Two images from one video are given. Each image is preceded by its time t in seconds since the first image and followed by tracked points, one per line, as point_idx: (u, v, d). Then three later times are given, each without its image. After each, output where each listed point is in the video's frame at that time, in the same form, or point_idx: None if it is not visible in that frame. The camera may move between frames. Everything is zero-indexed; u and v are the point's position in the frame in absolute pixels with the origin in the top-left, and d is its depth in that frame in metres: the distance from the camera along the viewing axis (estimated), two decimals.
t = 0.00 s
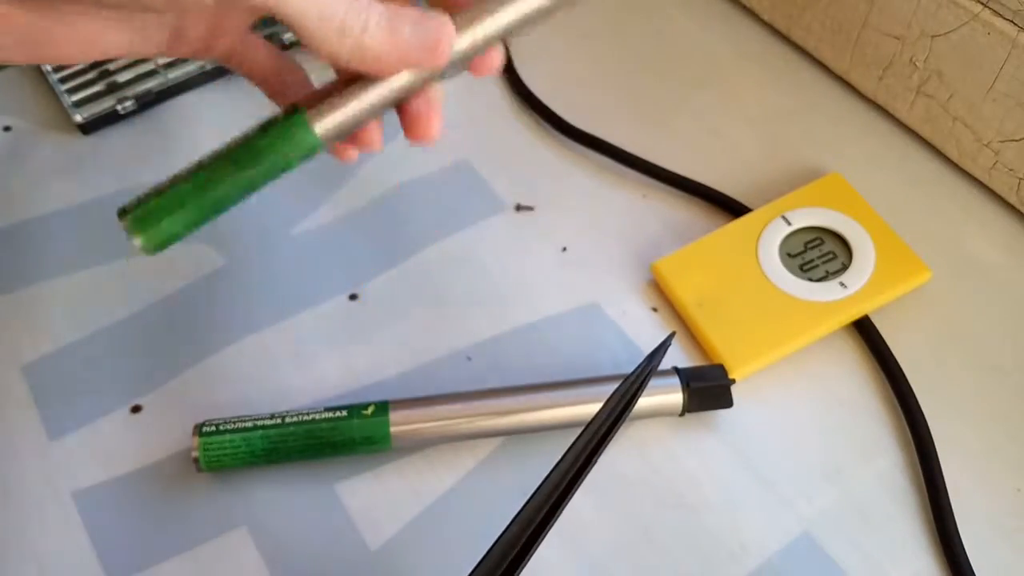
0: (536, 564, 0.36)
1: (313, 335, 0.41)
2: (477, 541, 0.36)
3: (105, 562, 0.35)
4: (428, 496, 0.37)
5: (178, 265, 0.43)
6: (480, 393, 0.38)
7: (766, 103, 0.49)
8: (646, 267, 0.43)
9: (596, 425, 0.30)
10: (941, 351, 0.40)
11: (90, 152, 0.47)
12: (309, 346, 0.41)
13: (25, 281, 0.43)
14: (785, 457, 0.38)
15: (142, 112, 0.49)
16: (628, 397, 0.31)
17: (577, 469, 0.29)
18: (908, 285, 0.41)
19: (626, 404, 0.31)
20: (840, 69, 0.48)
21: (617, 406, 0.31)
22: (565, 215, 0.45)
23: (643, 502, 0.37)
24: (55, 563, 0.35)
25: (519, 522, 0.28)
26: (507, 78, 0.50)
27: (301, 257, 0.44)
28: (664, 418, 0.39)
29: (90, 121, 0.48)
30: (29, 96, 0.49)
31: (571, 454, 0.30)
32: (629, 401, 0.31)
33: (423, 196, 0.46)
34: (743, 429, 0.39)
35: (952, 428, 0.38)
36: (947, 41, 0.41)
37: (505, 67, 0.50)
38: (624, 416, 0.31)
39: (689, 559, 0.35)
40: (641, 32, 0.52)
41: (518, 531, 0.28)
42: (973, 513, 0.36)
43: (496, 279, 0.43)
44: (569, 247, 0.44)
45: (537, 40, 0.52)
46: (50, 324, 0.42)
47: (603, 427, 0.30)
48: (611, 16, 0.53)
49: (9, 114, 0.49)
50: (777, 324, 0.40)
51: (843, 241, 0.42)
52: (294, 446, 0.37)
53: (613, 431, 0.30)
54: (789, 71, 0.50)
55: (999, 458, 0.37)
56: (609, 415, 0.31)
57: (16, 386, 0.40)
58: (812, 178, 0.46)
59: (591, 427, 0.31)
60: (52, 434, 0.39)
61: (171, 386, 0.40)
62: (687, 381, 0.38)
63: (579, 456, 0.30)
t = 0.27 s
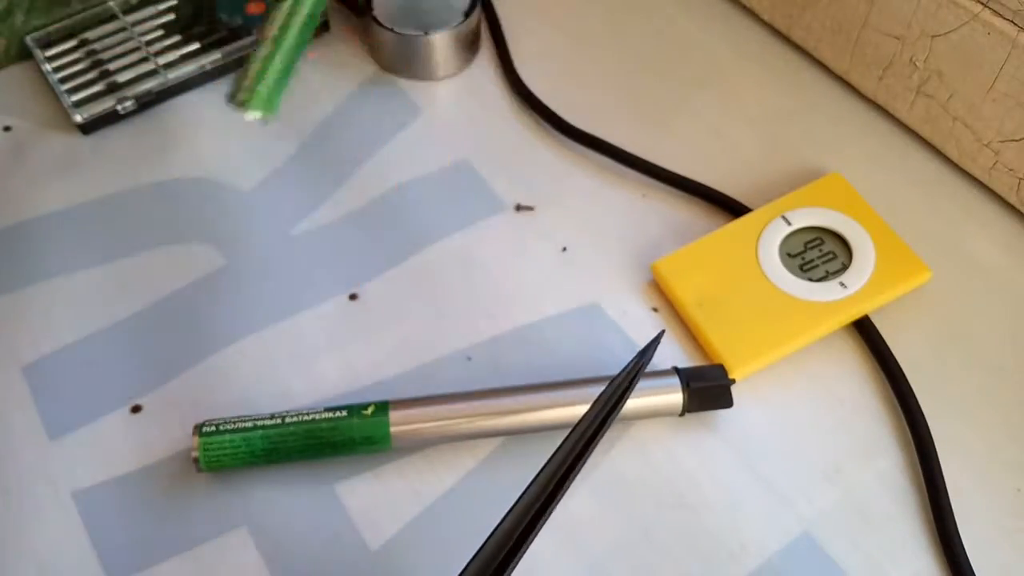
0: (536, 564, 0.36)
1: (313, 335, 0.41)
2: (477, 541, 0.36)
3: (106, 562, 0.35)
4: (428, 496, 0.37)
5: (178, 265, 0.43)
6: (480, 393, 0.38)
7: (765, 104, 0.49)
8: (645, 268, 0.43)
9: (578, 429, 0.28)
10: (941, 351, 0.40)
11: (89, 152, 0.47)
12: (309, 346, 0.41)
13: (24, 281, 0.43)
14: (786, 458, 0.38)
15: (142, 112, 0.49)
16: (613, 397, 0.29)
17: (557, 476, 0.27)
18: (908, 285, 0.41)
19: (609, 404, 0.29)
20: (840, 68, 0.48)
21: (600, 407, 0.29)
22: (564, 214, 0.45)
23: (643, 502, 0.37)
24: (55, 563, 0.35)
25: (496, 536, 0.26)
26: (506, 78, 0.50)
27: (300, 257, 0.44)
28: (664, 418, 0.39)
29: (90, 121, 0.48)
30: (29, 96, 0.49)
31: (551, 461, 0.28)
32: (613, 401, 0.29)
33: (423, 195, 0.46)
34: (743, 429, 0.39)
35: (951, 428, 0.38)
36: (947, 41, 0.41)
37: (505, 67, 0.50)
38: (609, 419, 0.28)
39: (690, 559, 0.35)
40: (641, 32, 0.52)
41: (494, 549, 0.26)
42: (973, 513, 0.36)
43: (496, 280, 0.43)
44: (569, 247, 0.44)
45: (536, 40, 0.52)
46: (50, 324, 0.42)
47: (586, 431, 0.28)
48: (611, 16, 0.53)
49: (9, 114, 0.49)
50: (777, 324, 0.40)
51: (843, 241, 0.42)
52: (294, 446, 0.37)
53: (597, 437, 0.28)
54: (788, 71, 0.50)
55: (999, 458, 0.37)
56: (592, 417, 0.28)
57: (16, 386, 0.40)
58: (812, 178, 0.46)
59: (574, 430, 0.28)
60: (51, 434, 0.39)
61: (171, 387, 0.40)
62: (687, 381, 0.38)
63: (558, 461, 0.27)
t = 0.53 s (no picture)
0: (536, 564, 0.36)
1: (313, 335, 0.41)
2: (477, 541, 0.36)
3: (106, 562, 0.35)
4: (428, 496, 0.37)
5: (178, 265, 0.43)
6: (480, 393, 0.38)
7: (765, 104, 0.49)
8: (645, 268, 0.43)
9: (546, 451, 0.27)
10: (941, 351, 0.40)
11: (89, 152, 0.47)
12: (309, 346, 0.41)
13: (25, 281, 0.43)
14: (786, 458, 0.38)
15: (142, 112, 0.49)
16: (582, 417, 0.28)
17: (524, 503, 0.26)
18: (908, 285, 0.41)
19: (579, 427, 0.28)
20: (840, 68, 0.48)
21: (569, 429, 0.28)
22: (564, 215, 0.45)
23: (644, 502, 0.37)
24: (55, 563, 0.35)
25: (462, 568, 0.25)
26: (506, 78, 0.50)
27: (300, 257, 0.44)
28: (664, 418, 0.39)
29: (90, 121, 0.48)
30: (29, 96, 0.49)
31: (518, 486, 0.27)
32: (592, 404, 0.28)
33: (423, 195, 0.46)
34: (743, 429, 0.39)
35: (951, 428, 0.38)
36: (947, 41, 0.41)
37: (505, 67, 0.50)
38: (578, 441, 0.27)
39: (690, 560, 0.35)
40: (641, 32, 0.52)
41: (476, 558, 0.25)
42: (974, 513, 0.36)
43: (496, 280, 0.43)
44: (569, 247, 0.44)
45: (536, 39, 0.52)
46: (50, 324, 0.42)
47: (553, 454, 0.27)
48: (611, 16, 0.53)
49: (9, 114, 0.49)
50: (776, 324, 0.40)
51: (843, 241, 0.42)
52: (294, 446, 0.37)
53: (577, 440, 0.27)
54: (788, 71, 0.50)
55: (999, 458, 0.37)
56: (560, 439, 0.28)
57: (16, 387, 0.40)
58: (812, 178, 0.46)
59: (540, 452, 0.27)
60: (51, 435, 0.39)
61: (170, 387, 0.40)
62: (687, 381, 0.38)
63: (524, 488, 0.27)
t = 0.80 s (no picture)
0: (536, 564, 0.36)
1: (313, 335, 0.41)
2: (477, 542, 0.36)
3: (106, 562, 0.35)
4: (428, 497, 0.37)
5: (178, 265, 0.43)
6: (480, 393, 0.38)
7: (765, 104, 0.49)
8: (645, 268, 0.43)
9: (535, 454, 0.27)
10: (941, 351, 0.40)
11: (89, 152, 0.47)
12: (309, 346, 0.41)
13: (24, 281, 0.43)
14: (786, 458, 0.38)
15: (141, 112, 0.49)
16: (572, 416, 0.27)
17: (514, 508, 0.26)
18: (908, 285, 0.41)
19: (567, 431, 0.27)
20: (840, 68, 0.48)
21: (558, 431, 0.27)
22: (564, 215, 0.45)
23: (644, 502, 0.37)
24: (55, 563, 0.35)
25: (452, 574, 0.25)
26: (506, 78, 0.50)
27: (300, 257, 0.44)
28: (664, 418, 0.39)
29: (90, 121, 0.47)
30: (29, 96, 0.49)
31: (507, 489, 0.26)
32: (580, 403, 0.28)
33: (423, 195, 0.46)
34: (743, 429, 0.39)
35: (951, 428, 0.38)
36: (946, 40, 0.41)
37: (504, 67, 0.50)
38: (567, 442, 0.27)
39: (690, 560, 0.35)
40: (641, 32, 0.52)
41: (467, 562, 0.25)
42: (973, 513, 0.36)
43: (496, 280, 0.43)
44: (569, 247, 0.44)
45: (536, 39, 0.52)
46: (50, 324, 0.42)
47: (541, 456, 0.26)
48: (610, 16, 0.53)
49: (9, 114, 0.49)
50: (776, 324, 0.40)
51: (843, 241, 0.42)
52: (294, 446, 0.37)
53: (567, 439, 0.27)
54: (788, 71, 0.50)
55: (1000, 459, 0.37)
56: (548, 441, 0.27)
57: (16, 387, 0.40)
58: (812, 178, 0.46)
59: (528, 455, 0.27)
60: (51, 435, 0.39)
61: (170, 387, 0.40)
62: (687, 381, 0.38)
63: (515, 489, 0.26)
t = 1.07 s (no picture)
0: (536, 564, 0.36)
1: (313, 335, 0.41)
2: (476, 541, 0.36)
3: (107, 562, 0.35)
4: (427, 497, 0.37)
5: (178, 265, 0.43)
6: (480, 393, 0.38)
7: (765, 104, 0.49)
8: (645, 268, 0.43)
9: (503, 460, 0.25)
10: (941, 351, 0.40)
11: (89, 152, 0.47)
12: (309, 346, 0.41)
13: (24, 282, 0.43)
14: (786, 458, 0.38)
15: (142, 111, 0.49)
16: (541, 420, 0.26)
17: (484, 518, 0.25)
18: (908, 285, 0.41)
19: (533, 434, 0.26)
20: (840, 68, 0.48)
21: (525, 435, 0.26)
22: (564, 215, 0.45)
23: (644, 502, 0.37)
24: (55, 563, 0.35)
25: None
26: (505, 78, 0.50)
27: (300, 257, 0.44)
28: (664, 418, 0.39)
29: (90, 121, 0.48)
30: (28, 96, 0.49)
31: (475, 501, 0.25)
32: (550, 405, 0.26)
33: (423, 195, 0.46)
34: (743, 430, 0.39)
35: (951, 428, 0.38)
36: (946, 40, 0.41)
37: (504, 67, 0.50)
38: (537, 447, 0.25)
39: (690, 560, 0.35)
40: (641, 32, 0.52)
41: None
42: (973, 512, 0.36)
43: (496, 279, 0.43)
44: (569, 247, 0.44)
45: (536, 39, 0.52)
46: (50, 324, 0.42)
47: (511, 463, 0.25)
48: (610, 16, 0.53)
49: (9, 114, 0.49)
50: (776, 324, 0.40)
51: (842, 241, 0.42)
52: (294, 446, 0.37)
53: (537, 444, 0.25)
54: (788, 71, 0.50)
55: (999, 458, 0.37)
56: (517, 446, 0.25)
57: (16, 387, 0.40)
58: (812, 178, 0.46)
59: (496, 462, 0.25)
60: (51, 435, 0.39)
61: (170, 387, 0.40)
62: (687, 381, 0.38)
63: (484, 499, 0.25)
